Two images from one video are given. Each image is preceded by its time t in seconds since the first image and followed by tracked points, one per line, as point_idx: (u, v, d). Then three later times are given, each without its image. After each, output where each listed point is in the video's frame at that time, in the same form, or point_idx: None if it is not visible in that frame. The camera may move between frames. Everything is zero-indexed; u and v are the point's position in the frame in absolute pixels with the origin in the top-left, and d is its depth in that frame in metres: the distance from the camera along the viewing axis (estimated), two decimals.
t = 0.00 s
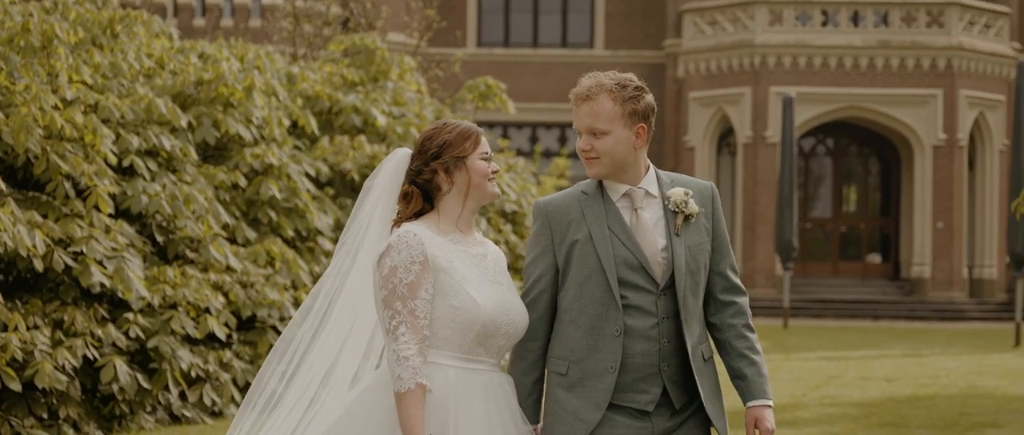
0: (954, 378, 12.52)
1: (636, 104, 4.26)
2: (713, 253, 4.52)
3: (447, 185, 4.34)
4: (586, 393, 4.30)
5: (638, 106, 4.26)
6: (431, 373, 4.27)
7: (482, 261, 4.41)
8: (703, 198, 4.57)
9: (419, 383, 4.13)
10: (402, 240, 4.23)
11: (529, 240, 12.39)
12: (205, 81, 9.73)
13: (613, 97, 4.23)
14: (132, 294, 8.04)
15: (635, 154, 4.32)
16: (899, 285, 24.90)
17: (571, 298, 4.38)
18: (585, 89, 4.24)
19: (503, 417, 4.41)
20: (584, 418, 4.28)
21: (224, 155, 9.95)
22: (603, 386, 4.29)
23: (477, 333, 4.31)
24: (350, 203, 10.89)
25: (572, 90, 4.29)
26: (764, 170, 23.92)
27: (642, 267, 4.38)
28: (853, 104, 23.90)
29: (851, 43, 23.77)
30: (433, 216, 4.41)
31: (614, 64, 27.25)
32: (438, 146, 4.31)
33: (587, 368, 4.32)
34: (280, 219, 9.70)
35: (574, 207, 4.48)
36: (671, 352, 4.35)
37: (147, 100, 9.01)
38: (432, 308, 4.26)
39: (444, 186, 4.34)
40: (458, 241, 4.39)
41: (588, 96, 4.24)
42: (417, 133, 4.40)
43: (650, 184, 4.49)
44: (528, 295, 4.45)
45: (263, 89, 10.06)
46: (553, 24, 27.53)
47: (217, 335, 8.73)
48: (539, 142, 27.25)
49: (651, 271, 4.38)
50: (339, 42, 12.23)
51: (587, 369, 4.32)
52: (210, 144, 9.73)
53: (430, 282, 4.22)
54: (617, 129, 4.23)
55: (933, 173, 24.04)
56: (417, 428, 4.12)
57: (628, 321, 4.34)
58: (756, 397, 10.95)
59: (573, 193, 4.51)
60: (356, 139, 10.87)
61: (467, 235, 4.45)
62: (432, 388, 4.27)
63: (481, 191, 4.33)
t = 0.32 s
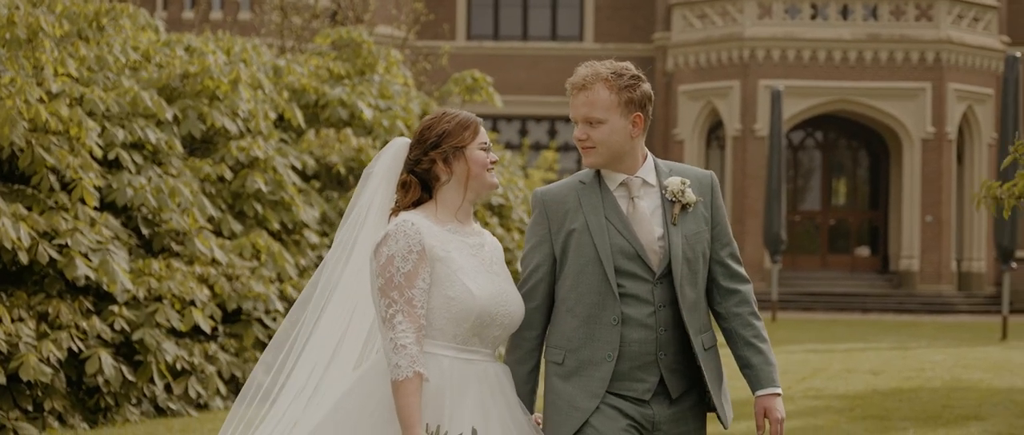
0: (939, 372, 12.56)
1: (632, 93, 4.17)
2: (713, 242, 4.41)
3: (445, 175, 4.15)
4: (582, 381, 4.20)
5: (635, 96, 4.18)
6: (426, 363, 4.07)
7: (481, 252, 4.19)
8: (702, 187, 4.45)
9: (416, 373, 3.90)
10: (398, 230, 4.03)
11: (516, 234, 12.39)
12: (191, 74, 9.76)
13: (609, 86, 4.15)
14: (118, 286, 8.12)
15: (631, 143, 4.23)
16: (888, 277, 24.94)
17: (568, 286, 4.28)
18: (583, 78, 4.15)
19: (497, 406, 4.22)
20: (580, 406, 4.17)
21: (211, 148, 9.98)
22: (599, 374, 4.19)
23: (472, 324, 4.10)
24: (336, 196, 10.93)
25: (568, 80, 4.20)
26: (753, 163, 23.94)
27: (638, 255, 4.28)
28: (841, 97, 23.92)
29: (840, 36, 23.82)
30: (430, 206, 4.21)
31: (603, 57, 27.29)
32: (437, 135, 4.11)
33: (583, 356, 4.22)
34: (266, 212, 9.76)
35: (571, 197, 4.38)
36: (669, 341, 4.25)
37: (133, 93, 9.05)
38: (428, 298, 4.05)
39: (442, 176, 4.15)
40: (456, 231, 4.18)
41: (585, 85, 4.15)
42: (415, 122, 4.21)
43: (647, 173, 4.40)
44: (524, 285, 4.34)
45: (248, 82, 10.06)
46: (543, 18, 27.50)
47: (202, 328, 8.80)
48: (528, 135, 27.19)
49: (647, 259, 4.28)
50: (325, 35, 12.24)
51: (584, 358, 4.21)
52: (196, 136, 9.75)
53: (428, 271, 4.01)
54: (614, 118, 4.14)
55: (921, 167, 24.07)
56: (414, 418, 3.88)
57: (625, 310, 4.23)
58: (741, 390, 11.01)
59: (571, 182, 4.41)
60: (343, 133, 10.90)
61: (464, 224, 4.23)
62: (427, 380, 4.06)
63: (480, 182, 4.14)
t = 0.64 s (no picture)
0: (928, 369, 12.60)
1: (617, 90, 4.15)
2: (707, 237, 4.35)
3: (449, 175, 4.16)
4: (573, 379, 4.15)
5: (620, 92, 4.15)
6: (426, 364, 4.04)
7: (483, 252, 4.18)
8: (695, 183, 4.40)
9: (417, 373, 3.89)
10: (401, 230, 4.02)
11: (506, 231, 12.39)
12: (182, 71, 9.77)
13: (594, 84, 4.13)
14: (107, 282, 8.16)
15: (620, 140, 4.21)
16: (881, 275, 24.95)
17: (560, 285, 4.25)
18: (568, 77, 4.14)
19: (497, 403, 4.15)
20: (570, 404, 4.12)
21: (201, 144, 10.02)
22: (589, 372, 4.14)
23: (472, 324, 4.07)
24: (327, 193, 10.96)
25: (555, 79, 4.19)
26: (746, 161, 24.05)
27: (628, 254, 4.24)
28: (834, 95, 23.95)
29: (834, 34, 23.84)
30: (435, 205, 4.20)
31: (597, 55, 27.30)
32: (439, 135, 4.13)
33: (575, 355, 4.17)
34: (256, 209, 9.82)
35: (563, 197, 4.35)
36: (662, 338, 4.19)
37: (123, 89, 9.07)
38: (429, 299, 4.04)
39: (446, 175, 4.16)
40: (459, 231, 4.17)
41: (570, 84, 4.14)
42: (418, 123, 4.22)
43: (638, 170, 4.36)
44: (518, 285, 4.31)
45: (239, 79, 10.09)
46: (537, 15, 27.52)
47: (191, 324, 8.84)
48: (521, 132, 27.31)
49: (637, 257, 4.23)
50: (317, 32, 12.24)
51: (575, 357, 4.17)
52: (187, 133, 9.79)
53: (429, 273, 4.00)
54: (600, 116, 4.12)
55: (914, 166, 24.04)
56: (413, 420, 3.87)
57: (616, 307, 4.19)
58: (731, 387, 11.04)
59: (563, 182, 4.39)
60: (332, 130, 10.92)
61: (468, 224, 4.23)
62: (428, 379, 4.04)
63: (483, 179, 4.13)
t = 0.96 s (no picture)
0: (918, 368, 12.65)
1: (602, 95, 4.16)
2: (697, 240, 4.34)
3: (456, 177, 4.20)
4: (563, 385, 4.17)
5: (605, 97, 4.17)
6: (433, 366, 4.09)
7: (491, 254, 4.23)
8: (686, 184, 4.41)
9: (420, 377, 3.94)
10: (408, 233, 4.07)
11: (498, 230, 12.38)
12: (173, 69, 9.78)
13: (578, 90, 4.14)
14: (98, 280, 8.24)
15: (606, 145, 4.23)
16: (874, 275, 24.97)
17: (551, 292, 4.28)
18: (552, 82, 4.16)
19: (505, 406, 4.21)
20: (559, 411, 4.16)
21: (193, 143, 10.05)
22: (578, 379, 4.16)
23: (479, 327, 4.12)
24: (319, 192, 11.00)
25: (541, 85, 4.22)
26: (740, 160, 24.02)
27: (617, 258, 4.26)
28: (828, 95, 23.97)
29: (828, 33, 23.86)
30: (441, 208, 4.25)
31: (591, 54, 27.32)
32: (444, 138, 4.17)
33: (564, 362, 4.19)
34: (247, 207, 9.85)
35: (553, 203, 4.38)
36: (652, 342, 4.20)
37: (114, 88, 9.08)
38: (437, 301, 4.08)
39: (453, 178, 4.20)
40: (466, 233, 4.22)
41: (555, 89, 4.16)
42: (422, 128, 4.27)
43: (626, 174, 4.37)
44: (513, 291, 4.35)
45: (230, 78, 10.11)
46: (532, 14, 27.56)
47: (182, 321, 8.89)
48: (516, 131, 27.40)
49: (626, 261, 4.25)
50: (308, 30, 12.24)
51: (565, 363, 4.19)
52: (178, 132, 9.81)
53: (436, 275, 4.05)
54: (584, 121, 4.15)
55: (907, 165, 24.12)
56: (416, 423, 3.94)
57: (605, 312, 4.21)
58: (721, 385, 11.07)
59: (554, 189, 4.41)
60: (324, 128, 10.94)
61: (476, 227, 4.29)
62: (433, 382, 4.09)
63: (492, 180, 4.19)
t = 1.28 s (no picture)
0: (911, 367, 12.68)
1: (590, 100, 4.18)
2: (691, 242, 4.32)
3: (461, 174, 4.32)
4: (557, 394, 4.21)
5: (593, 101, 4.18)
6: (441, 361, 4.18)
7: (497, 250, 4.31)
8: (680, 188, 4.39)
9: (425, 373, 4.02)
10: (417, 230, 4.16)
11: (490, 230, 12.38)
12: (166, 70, 9.80)
13: (567, 95, 4.16)
14: (90, 281, 8.28)
15: (596, 150, 4.24)
16: (869, 274, 24.98)
17: (546, 299, 4.31)
18: (541, 88, 4.18)
19: (516, 404, 4.28)
20: (555, 419, 4.20)
21: (186, 143, 10.08)
22: (573, 385, 4.18)
23: (488, 322, 4.20)
24: (312, 192, 11.04)
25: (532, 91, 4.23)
26: (735, 160, 24.08)
27: (610, 263, 4.27)
28: (823, 94, 23.98)
29: (823, 33, 23.87)
30: (448, 204, 4.37)
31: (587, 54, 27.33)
32: (448, 135, 4.29)
33: (558, 369, 4.22)
34: (240, 207, 9.87)
35: (548, 209, 4.40)
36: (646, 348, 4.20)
37: (107, 88, 9.10)
38: (445, 297, 4.18)
39: (458, 175, 4.32)
40: (473, 230, 4.33)
41: (545, 95, 4.18)
42: (425, 128, 4.38)
43: (619, 178, 4.37)
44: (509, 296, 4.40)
45: (223, 77, 10.13)
46: (527, 13, 27.58)
47: (174, 321, 8.93)
48: (511, 131, 27.41)
49: (619, 267, 4.26)
50: (301, 30, 12.25)
51: (559, 370, 4.22)
52: (170, 132, 9.83)
53: (443, 271, 4.14)
54: (571, 125, 4.17)
55: (903, 165, 24.07)
56: (422, 418, 4.00)
57: (597, 318, 4.23)
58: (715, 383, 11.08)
59: (549, 196, 4.43)
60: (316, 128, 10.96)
61: (482, 223, 4.39)
62: (440, 378, 4.17)
63: (495, 176, 4.30)
